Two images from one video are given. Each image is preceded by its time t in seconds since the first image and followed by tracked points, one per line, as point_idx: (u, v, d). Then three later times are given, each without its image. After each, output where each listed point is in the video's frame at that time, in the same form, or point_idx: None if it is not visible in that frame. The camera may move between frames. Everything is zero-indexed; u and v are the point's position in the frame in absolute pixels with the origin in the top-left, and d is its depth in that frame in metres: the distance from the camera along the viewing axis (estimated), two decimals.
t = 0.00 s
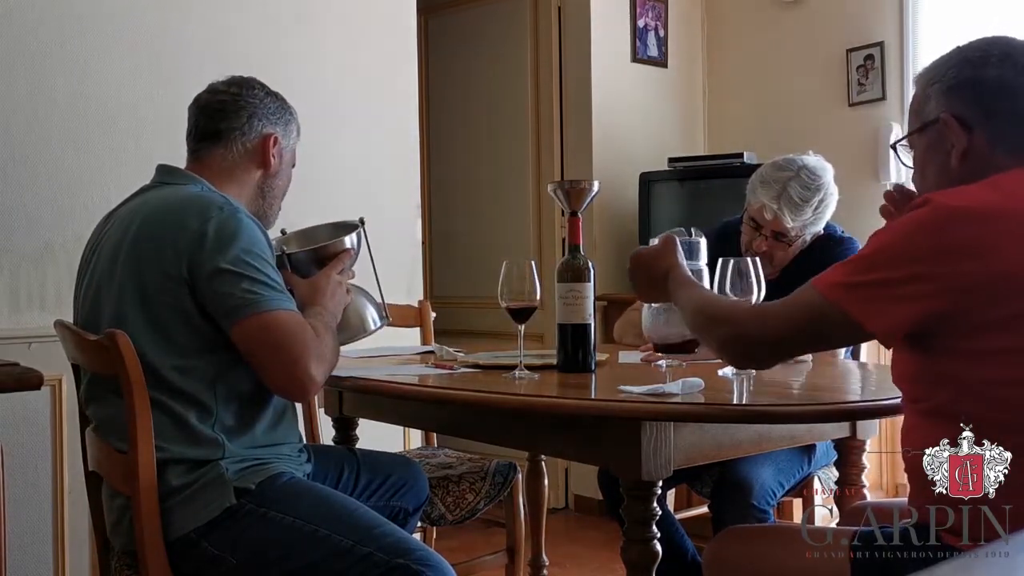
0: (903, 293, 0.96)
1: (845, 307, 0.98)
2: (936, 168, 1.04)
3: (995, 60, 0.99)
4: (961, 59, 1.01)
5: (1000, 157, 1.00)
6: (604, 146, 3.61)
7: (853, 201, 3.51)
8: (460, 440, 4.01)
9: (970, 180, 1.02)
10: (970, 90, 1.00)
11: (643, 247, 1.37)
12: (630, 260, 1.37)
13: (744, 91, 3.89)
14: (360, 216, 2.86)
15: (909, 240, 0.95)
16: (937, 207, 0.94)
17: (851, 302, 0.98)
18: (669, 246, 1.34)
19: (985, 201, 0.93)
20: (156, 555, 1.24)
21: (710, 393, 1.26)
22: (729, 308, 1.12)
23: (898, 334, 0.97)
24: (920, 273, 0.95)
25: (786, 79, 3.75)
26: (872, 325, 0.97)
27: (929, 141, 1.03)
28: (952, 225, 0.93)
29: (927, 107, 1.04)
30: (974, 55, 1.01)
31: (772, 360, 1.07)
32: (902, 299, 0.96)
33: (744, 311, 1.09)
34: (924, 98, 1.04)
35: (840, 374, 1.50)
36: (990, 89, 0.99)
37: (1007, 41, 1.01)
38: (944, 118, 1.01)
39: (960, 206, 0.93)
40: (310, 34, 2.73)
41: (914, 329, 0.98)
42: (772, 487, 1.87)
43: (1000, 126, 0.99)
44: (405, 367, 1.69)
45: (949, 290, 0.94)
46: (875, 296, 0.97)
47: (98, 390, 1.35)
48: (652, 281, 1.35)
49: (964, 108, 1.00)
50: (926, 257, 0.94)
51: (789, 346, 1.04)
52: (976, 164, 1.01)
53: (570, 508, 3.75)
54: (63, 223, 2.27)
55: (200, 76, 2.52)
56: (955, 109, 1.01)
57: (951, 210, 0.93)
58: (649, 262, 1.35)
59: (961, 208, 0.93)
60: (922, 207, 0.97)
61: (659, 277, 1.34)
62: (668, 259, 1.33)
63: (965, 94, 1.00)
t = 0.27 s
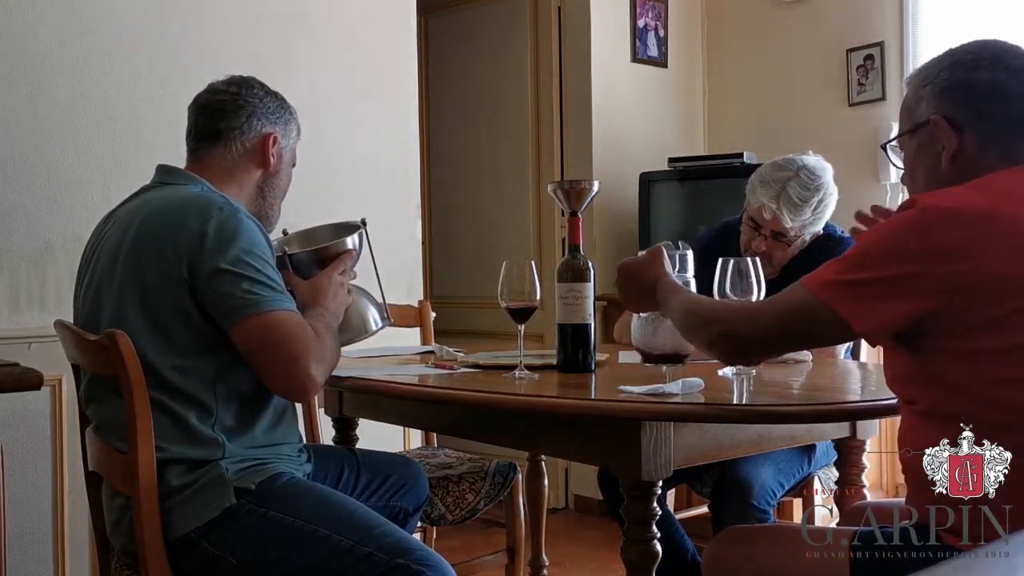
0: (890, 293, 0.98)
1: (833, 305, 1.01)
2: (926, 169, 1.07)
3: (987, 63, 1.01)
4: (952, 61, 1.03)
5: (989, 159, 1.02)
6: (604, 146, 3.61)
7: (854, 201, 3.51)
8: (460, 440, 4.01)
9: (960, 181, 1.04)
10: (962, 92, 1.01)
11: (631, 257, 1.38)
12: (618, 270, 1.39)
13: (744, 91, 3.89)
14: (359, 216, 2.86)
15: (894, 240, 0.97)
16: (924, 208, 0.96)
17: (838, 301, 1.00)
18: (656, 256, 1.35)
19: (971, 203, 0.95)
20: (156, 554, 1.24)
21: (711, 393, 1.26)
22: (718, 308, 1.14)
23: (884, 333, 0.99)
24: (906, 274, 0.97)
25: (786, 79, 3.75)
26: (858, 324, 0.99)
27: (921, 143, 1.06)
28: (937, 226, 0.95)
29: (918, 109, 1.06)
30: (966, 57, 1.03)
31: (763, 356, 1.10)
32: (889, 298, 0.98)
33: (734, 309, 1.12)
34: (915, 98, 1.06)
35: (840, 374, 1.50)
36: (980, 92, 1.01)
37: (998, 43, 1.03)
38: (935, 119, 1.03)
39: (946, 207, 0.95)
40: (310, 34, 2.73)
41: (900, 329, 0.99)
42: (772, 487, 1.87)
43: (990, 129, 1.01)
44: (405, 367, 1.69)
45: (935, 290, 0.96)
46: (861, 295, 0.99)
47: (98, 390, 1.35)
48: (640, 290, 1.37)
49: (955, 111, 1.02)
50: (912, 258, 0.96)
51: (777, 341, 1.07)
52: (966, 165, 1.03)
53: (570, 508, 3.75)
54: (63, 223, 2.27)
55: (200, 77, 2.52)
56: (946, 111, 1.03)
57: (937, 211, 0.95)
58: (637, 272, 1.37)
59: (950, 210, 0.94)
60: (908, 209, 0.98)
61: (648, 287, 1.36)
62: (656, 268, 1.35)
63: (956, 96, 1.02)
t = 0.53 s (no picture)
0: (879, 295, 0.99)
1: (822, 308, 1.02)
2: (916, 168, 1.10)
3: (979, 66, 1.04)
4: (946, 64, 1.07)
5: (978, 160, 1.05)
6: (604, 145, 3.61)
7: (854, 200, 3.51)
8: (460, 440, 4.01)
9: (948, 181, 1.08)
10: (953, 94, 1.05)
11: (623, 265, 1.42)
12: (611, 278, 1.42)
13: (744, 91, 3.89)
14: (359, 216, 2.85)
15: (882, 243, 0.98)
16: (912, 213, 0.97)
17: (828, 303, 1.01)
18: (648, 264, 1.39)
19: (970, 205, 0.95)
20: (156, 554, 1.24)
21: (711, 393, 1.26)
22: (711, 313, 1.15)
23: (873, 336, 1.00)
24: (894, 277, 0.97)
25: (786, 79, 3.75)
26: (847, 326, 1.00)
27: (912, 143, 1.09)
28: (924, 228, 0.95)
29: (911, 109, 1.09)
30: (959, 60, 1.06)
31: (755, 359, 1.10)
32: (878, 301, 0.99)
33: (726, 314, 1.12)
34: (908, 99, 1.10)
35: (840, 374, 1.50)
36: (971, 94, 1.04)
37: (991, 47, 1.06)
38: (926, 120, 1.07)
39: (933, 210, 0.96)
40: (310, 34, 2.73)
41: (890, 332, 1.00)
42: (772, 487, 1.87)
43: (979, 131, 1.04)
44: (405, 367, 1.69)
45: (924, 293, 0.97)
46: (851, 297, 1.00)
47: (98, 390, 1.35)
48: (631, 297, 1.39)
49: (946, 113, 1.05)
50: (900, 261, 0.97)
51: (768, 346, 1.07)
52: (955, 166, 1.07)
53: (570, 508, 3.74)
54: (63, 223, 2.27)
55: (200, 77, 2.52)
56: (937, 112, 1.06)
57: (925, 214, 0.96)
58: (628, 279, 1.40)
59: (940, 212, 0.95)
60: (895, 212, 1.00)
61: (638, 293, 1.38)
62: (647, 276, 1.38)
63: (947, 98, 1.05)
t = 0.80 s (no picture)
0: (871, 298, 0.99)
1: (815, 311, 1.02)
2: (905, 170, 1.11)
3: (970, 69, 1.04)
4: (936, 67, 1.06)
5: (967, 163, 1.05)
6: (604, 146, 3.61)
7: (855, 200, 3.51)
8: (460, 440, 4.01)
9: (937, 183, 1.08)
10: (942, 97, 1.05)
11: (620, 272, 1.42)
12: (609, 282, 1.42)
13: (744, 91, 3.89)
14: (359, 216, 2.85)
15: (873, 246, 0.98)
16: (903, 215, 0.97)
17: (820, 306, 1.02)
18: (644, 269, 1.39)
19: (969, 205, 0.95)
20: (156, 554, 1.24)
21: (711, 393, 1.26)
22: (706, 318, 1.15)
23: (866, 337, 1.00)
24: (888, 280, 0.98)
25: (785, 79, 3.75)
26: (840, 328, 1.00)
27: (902, 145, 1.09)
28: (913, 230, 0.96)
29: (901, 112, 1.09)
30: (949, 63, 1.06)
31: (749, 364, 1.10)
32: (870, 304, 0.99)
33: (721, 319, 1.12)
34: (899, 102, 1.09)
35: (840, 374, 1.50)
36: (961, 98, 1.04)
37: (981, 50, 1.06)
38: (917, 123, 1.06)
39: (923, 212, 0.96)
40: (311, 34, 2.73)
41: (881, 333, 1.01)
42: (772, 487, 1.87)
43: (969, 134, 1.04)
44: (405, 367, 1.69)
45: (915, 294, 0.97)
46: (843, 300, 1.00)
47: (98, 390, 1.35)
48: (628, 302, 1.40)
49: (935, 115, 1.05)
50: (890, 263, 0.97)
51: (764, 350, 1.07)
52: (945, 169, 1.07)
53: (570, 508, 3.75)
54: (63, 223, 2.27)
55: (201, 77, 2.52)
56: (927, 115, 1.06)
57: (915, 216, 0.96)
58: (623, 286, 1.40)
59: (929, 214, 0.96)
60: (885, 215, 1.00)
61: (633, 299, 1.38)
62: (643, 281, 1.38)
63: (937, 101, 1.05)
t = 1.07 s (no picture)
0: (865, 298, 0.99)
1: (808, 311, 1.02)
2: (900, 171, 1.11)
3: (965, 72, 1.04)
4: (931, 69, 1.06)
5: (962, 165, 1.05)
6: (604, 146, 3.61)
7: (855, 200, 3.51)
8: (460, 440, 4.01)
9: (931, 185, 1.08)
10: (937, 100, 1.05)
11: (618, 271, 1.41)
12: (607, 282, 1.42)
13: (744, 91, 3.89)
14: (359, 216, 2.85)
15: (867, 247, 0.98)
16: (898, 218, 0.97)
17: (815, 307, 1.02)
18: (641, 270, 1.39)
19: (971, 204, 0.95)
20: (156, 555, 1.24)
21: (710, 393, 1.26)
22: (701, 319, 1.15)
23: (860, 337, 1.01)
24: (882, 281, 0.98)
25: (785, 79, 3.75)
26: (834, 328, 1.01)
27: (897, 146, 1.09)
28: (908, 232, 0.96)
29: (896, 113, 1.09)
30: (945, 65, 1.06)
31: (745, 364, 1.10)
32: (864, 304, 0.99)
33: (715, 319, 1.13)
34: (894, 103, 1.09)
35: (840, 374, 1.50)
36: (957, 100, 1.04)
37: (976, 53, 1.06)
38: (912, 125, 1.06)
39: (918, 215, 0.96)
40: (311, 34, 2.73)
41: (876, 333, 1.01)
42: (772, 487, 1.87)
43: (964, 137, 1.04)
44: (406, 367, 1.69)
45: (909, 295, 0.97)
46: (837, 300, 1.01)
47: (99, 390, 1.35)
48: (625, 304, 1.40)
49: (930, 118, 1.05)
50: (885, 264, 0.97)
51: (759, 350, 1.08)
52: (939, 170, 1.06)
53: (571, 508, 3.75)
54: (63, 223, 2.27)
55: (201, 77, 2.52)
56: (923, 117, 1.06)
57: (909, 218, 0.96)
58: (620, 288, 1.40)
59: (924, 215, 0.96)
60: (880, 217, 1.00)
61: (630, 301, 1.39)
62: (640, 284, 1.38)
63: (933, 103, 1.05)
